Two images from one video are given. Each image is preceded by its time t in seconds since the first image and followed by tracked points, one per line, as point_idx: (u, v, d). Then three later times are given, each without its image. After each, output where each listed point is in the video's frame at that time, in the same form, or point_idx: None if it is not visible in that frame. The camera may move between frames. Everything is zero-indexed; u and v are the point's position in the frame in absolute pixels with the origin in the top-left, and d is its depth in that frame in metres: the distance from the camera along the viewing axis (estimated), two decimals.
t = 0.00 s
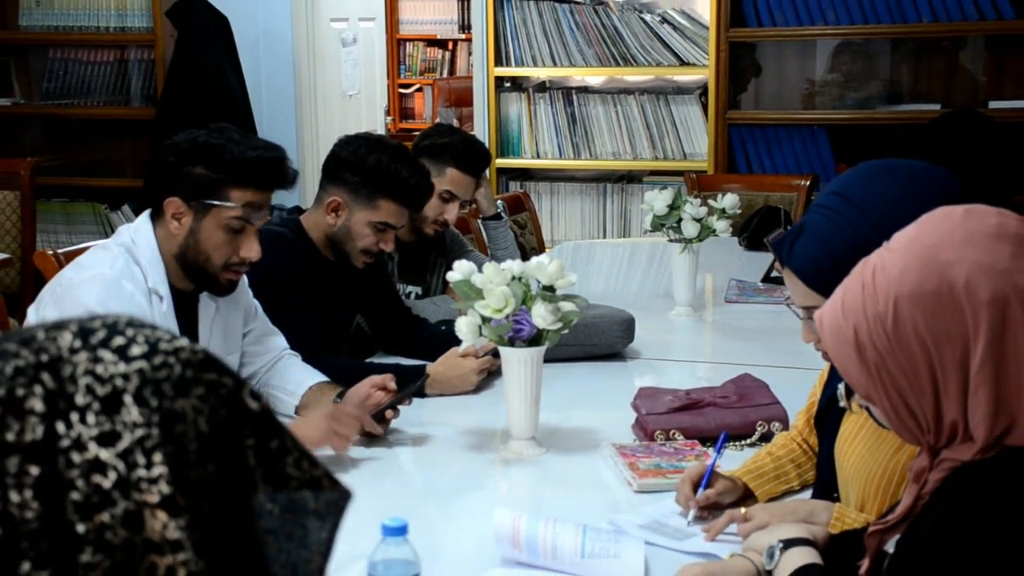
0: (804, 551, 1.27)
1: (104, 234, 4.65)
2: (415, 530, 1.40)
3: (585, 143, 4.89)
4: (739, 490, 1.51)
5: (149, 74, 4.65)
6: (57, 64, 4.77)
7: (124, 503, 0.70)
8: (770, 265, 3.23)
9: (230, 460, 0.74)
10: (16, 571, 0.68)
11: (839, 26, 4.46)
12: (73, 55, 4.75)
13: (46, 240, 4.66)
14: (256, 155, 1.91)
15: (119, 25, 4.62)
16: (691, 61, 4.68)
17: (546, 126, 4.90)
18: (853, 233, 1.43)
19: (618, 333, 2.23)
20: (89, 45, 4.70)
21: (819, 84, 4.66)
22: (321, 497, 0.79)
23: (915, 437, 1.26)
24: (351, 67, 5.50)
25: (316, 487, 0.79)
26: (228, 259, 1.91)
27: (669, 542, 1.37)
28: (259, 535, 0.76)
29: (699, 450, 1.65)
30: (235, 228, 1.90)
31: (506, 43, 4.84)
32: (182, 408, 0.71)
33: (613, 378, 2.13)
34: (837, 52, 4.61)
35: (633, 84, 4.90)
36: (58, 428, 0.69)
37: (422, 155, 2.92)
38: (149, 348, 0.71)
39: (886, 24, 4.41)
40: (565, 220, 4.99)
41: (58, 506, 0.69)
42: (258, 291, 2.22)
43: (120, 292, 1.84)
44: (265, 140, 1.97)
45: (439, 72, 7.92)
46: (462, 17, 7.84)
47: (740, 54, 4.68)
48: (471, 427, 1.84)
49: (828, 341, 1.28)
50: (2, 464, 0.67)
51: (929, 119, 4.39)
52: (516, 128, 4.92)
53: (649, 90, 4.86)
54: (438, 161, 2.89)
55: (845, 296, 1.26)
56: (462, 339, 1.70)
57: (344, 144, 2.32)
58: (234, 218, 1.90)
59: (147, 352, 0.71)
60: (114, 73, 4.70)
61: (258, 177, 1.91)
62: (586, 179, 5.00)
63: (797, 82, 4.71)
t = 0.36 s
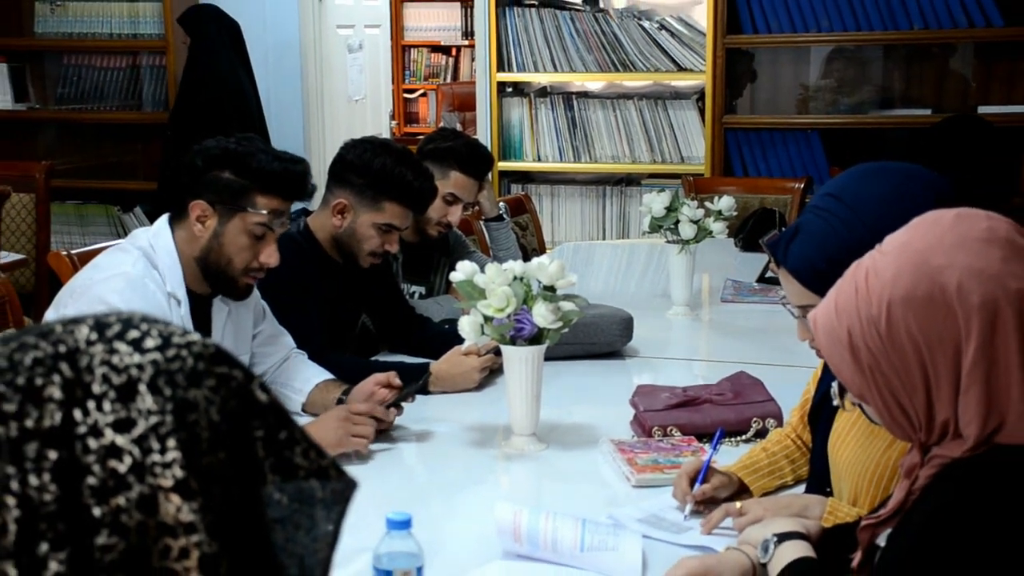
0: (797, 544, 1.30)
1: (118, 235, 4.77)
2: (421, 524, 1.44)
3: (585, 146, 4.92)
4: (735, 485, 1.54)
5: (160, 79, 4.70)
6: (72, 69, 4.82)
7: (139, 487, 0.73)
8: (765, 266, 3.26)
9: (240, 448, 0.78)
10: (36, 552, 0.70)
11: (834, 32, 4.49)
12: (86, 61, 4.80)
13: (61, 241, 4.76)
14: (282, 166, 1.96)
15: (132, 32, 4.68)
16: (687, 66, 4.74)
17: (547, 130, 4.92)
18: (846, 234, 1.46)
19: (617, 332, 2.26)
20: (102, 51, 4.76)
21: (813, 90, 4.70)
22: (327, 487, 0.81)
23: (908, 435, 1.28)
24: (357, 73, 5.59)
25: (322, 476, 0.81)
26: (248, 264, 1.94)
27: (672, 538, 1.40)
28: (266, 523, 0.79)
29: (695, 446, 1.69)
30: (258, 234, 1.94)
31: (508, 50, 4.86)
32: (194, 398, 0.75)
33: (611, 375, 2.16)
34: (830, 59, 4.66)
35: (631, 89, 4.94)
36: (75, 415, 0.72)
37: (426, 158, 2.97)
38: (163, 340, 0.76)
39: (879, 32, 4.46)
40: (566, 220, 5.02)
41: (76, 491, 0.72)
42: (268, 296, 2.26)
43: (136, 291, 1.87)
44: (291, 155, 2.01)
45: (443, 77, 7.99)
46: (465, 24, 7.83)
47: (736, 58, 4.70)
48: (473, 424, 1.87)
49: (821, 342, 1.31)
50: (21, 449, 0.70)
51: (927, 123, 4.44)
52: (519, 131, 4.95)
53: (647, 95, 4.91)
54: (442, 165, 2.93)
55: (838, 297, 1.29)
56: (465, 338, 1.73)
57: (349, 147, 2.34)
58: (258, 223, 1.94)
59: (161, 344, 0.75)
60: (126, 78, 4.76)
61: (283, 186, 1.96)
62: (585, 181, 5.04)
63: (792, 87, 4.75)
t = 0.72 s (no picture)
0: (789, 535, 1.34)
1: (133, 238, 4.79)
2: (425, 515, 1.49)
3: (584, 151, 4.97)
4: (729, 478, 1.59)
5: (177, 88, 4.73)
6: (90, 77, 4.90)
7: (153, 480, 0.78)
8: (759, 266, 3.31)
9: (251, 443, 0.82)
10: (54, 543, 0.77)
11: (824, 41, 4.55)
12: (104, 69, 4.87)
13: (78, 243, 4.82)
14: (291, 168, 2.01)
15: (148, 41, 4.72)
16: (683, 74, 4.78)
17: (548, 135, 4.99)
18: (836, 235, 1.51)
19: (615, 331, 2.31)
20: (119, 59, 4.80)
21: (803, 98, 4.75)
22: (335, 480, 0.86)
23: (896, 430, 1.33)
24: (365, 80, 5.73)
25: (330, 470, 0.85)
26: (261, 262, 2.00)
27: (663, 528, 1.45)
28: (276, 514, 0.83)
29: (691, 440, 1.73)
30: (272, 233, 2.00)
31: (509, 59, 4.94)
32: (206, 394, 0.79)
33: (609, 372, 2.21)
34: (819, 67, 4.72)
35: (629, 96, 4.99)
36: (91, 411, 0.77)
37: (431, 163, 3.01)
38: (176, 339, 0.80)
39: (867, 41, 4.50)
40: (566, 224, 5.08)
41: (93, 482, 0.78)
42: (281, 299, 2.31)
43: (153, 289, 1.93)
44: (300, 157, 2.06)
45: (447, 85, 8.10)
46: (468, 33, 8.00)
47: (728, 66, 4.76)
48: (475, 419, 1.92)
49: (812, 340, 1.35)
50: (40, 444, 0.76)
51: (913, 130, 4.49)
52: (519, 137, 5.02)
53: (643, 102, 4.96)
54: (447, 169, 2.99)
55: (828, 298, 1.33)
56: (468, 336, 1.78)
57: (358, 152, 2.39)
58: (270, 223, 1.99)
59: (175, 343, 0.80)
60: (142, 86, 4.81)
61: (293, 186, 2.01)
62: (586, 183, 5.09)
63: (783, 95, 4.80)
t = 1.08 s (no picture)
0: (780, 525, 1.38)
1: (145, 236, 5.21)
2: (426, 506, 1.53)
3: (582, 154, 5.05)
4: (724, 470, 1.64)
5: (187, 93, 5.02)
6: (104, 83, 5.20)
7: (166, 471, 0.82)
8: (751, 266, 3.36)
9: (260, 436, 0.87)
10: (70, 531, 0.80)
11: (811, 48, 4.63)
12: (118, 76, 5.18)
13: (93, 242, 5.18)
14: (263, 145, 2.05)
15: (160, 49, 5.02)
16: (678, 80, 4.85)
17: (547, 139, 5.06)
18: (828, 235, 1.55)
19: (612, 328, 2.36)
20: (132, 66, 5.10)
21: (794, 103, 4.87)
22: (340, 472, 0.92)
23: (884, 426, 1.36)
24: (370, 85, 5.96)
25: (336, 462, 0.92)
26: (256, 241, 2.05)
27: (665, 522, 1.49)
28: (284, 505, 0.90)
29: (685, 434, 1.78)
30: (257, 213, 2.04)
31: (509, 65, 5.01)
32: (217, 389, 0.84)
33: (606, 368, 2.25)
34: (810, 73, 4.84)
35: (625, 101, 5.03)
36: (106, 404, 0.81)
37: (434, 166, 3.07)
38: (188, 335, 0.85)
39: (855, 49, 4.59)
40: (564, 226, 5.16)
41: (107, 474, 0.81)
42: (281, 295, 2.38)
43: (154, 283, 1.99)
44: (266, 131, 2.11)
45: (449, 90, 8.31)
46: (470, 40, 8.22)
47: (722, 74, 4.87)
48: (477, 413, 1.97)
49: (803, 338, 1.39)
50: (57, 436, 0.80)
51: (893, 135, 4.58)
52: (519, 141, 5.09)
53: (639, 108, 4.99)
54: (450, 173, 3.04)
55: (818, 298, 1.37)
56: (469, 334, 1.83)
57: (363, 156, 2.43)
58: (255, 204, 2.04)
59: (187, 338, 0.84)
60: (154, 92, 5.10)
61: (267, 164, 2.05)
62: (583, 188, 5.17)
63: (774, 100, 4.91)
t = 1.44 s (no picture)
0: (772, 516, 1.45)
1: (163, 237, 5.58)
2: (430, 497, 1.59)
3: (581, 159, 5.14)
4: (717, 463, 1.69)
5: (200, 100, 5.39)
6: (123, 91, 5.57)
7: (183, 465, 0.89)
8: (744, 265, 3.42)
9: (273, 431, 0.95)
10: (92, 522, 0.87)
11: (802, 56, 4.73)
12: (136, 83, 5.54)
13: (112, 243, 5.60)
14: (221, 144, 2.11)
15: (176, 57, 5.31)
16: (673, 87, 4.95)
17: (547, 145, 5.15)
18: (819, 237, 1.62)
19: (610, 325, 2.41)
20: (149, 76, 5.48)
21: (785, 108, 5.00)
22: (349, 466, 1.03)
23: (873, 421, 1.41)
24: (377, 93, 6.21)
25: (345, 457, 1.02)
26: (233, 239, 2.14)
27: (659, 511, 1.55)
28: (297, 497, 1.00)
29: (681, 428, 1.84)
30: (229, 212, 2.13)
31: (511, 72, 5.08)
32: (232, 385, 0.91)
33: (605, 365, 2.31)
34: (800, 81, 4.97)
35: (622, 108, 5.14)
36: (126, 399, 0.88)
37: (438, 170, 3.12)
38: (204, 334, 0.92)
39: (841, 57, 4.70)
40: (565, 227, 5.26)
41: (127, 466, 0.88)
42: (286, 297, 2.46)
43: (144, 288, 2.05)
44: (223, 125, 2.17)
45: (454, 97, 8.49)
46: (474, 49, 8.32)
47: (714, 82, 5.00)
48: (479, 408, 2.02)
49: (795, 336, 1.45)
50: (80, 430, 0.86)
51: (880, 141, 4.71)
52: (521, 146, 5.17)
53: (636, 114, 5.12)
54: (454, 176, 3.10)
55: (809, 297, 1.42)
56: (473, 331, 1.88)
57: (370, 160, 2.50)
58: (225, 203, 2.12)
59: (203, 337, 0.91)
60: (170, 99, 5.48)
61: (230, 162, 2.12)
62: (581, 191, 5.27)
63: (766, 106, 5.03)
